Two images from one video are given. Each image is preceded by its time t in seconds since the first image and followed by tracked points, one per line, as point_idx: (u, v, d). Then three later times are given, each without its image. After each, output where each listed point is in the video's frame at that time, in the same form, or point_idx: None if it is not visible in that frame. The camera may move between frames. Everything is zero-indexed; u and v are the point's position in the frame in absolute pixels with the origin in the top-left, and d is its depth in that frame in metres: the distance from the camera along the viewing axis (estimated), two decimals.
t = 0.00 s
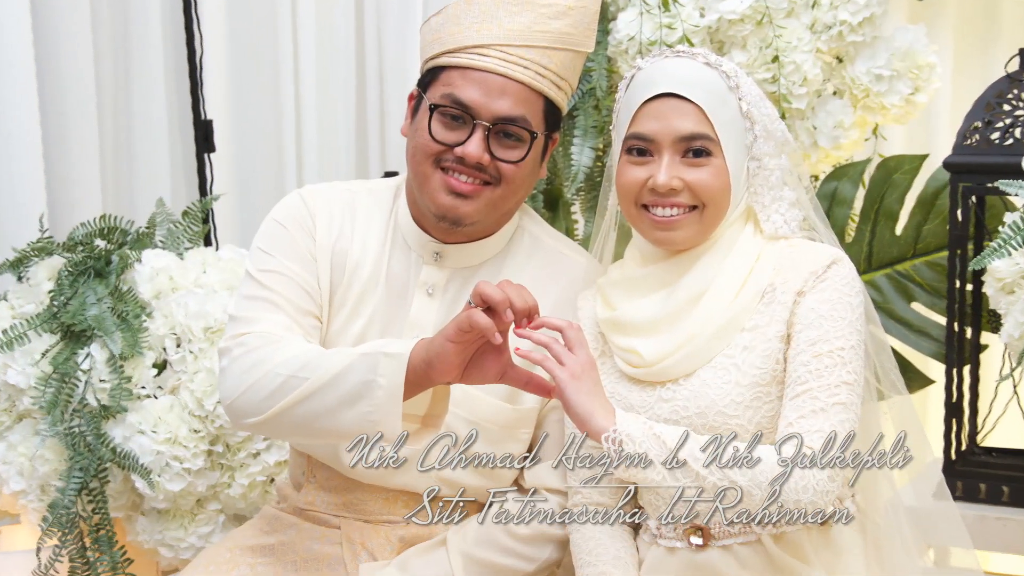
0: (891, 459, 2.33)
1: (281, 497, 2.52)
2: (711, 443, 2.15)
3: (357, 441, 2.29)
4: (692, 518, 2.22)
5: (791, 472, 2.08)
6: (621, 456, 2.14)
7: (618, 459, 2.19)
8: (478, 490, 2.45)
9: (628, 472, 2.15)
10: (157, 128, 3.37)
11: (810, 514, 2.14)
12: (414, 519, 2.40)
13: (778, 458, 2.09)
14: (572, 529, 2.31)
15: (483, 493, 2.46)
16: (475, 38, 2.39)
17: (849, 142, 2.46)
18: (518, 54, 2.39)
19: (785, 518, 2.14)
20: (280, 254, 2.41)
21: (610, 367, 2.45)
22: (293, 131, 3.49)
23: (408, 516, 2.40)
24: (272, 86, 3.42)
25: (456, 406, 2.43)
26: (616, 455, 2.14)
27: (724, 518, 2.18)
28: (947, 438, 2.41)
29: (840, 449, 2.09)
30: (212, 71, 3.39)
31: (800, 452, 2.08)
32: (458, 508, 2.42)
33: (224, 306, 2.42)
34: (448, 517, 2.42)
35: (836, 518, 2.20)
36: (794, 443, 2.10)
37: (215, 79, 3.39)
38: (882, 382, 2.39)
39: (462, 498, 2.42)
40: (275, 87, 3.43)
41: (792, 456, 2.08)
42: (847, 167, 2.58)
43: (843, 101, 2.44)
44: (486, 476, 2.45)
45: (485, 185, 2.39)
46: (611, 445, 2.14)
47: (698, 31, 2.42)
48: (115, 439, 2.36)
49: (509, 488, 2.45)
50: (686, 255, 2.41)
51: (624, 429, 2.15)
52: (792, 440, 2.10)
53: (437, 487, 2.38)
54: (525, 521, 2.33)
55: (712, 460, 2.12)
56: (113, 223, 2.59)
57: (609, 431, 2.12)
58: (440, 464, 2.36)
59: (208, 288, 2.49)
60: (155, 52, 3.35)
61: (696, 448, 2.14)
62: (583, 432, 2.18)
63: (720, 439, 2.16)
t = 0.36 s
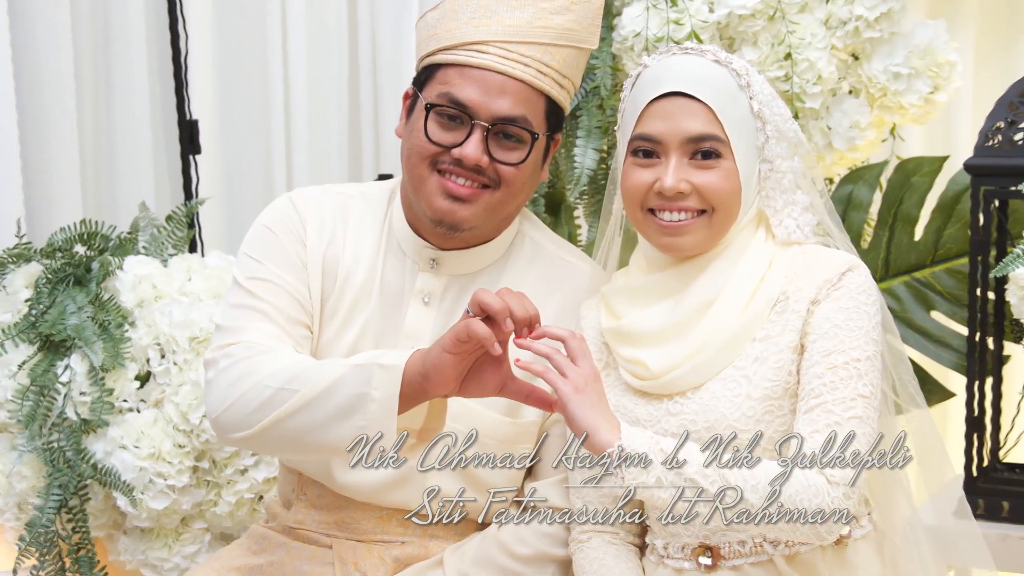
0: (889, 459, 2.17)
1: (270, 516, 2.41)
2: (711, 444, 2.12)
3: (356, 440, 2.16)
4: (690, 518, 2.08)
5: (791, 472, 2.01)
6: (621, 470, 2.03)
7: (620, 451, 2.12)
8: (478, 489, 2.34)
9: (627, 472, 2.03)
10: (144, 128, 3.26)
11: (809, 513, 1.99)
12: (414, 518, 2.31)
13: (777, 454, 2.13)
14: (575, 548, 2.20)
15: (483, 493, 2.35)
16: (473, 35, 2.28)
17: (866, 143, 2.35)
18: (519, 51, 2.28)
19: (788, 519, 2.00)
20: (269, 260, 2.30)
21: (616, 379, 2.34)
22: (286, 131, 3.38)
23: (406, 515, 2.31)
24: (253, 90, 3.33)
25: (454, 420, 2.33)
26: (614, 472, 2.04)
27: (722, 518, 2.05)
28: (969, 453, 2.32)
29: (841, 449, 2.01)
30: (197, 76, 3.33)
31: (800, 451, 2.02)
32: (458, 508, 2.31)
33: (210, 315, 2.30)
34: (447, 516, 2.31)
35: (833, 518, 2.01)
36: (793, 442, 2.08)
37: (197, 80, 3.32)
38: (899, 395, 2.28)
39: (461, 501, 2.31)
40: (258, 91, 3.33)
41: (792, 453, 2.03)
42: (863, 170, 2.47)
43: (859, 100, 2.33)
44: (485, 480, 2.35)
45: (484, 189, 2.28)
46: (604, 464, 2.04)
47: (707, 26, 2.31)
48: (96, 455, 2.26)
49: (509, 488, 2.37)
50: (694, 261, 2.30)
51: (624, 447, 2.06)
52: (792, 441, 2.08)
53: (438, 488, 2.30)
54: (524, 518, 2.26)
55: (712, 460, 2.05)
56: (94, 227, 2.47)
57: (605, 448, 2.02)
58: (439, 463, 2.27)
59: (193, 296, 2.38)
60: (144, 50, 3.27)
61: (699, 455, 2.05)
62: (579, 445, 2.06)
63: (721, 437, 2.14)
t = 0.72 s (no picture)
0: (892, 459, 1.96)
1: (259, 535, 2.31)
2: (711, 442, 2.06)
3: (356, 441, 2.05)
4: (689, 518, 1.94)
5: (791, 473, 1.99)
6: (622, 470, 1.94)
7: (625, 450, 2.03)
8: (478, 489, 2.24)
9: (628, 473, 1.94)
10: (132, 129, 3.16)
11: (810, 513, 1.89)
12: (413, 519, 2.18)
13: (778, 456, 2.04)
14: (577, 569, 2.10)
15: (484, 493, 2.24)
16: (472, 33, 2.18)
17: (882, 145, 2.25)
18: (519, 49, 2.18)
19: (789, 520, 1.90)
20: (258, 268, 2.20)
21: (621, 392, 2.24)
22: (280, 133, 3.28)
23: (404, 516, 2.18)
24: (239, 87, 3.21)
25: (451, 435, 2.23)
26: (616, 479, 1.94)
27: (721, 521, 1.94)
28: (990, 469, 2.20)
29: (840, 449, 1.92)
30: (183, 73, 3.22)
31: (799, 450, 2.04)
32: (458, 510, 2.19)
33: (196, 325, 2.20)
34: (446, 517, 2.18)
35: (833, 520, 1.89)
36: (794, 442, 2.05)
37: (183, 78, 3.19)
38: (917, 409, 2.18)
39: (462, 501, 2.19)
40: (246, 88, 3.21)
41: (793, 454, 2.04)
42: (879, 174, 2.37)
43: (875, 100, 2.23)
44: (486, 479, 2.24)
45: (483, 193, 2.18)
46: (603, 463, 1.94)
47: (716, 23, 2.21)
48: (77, 472, 2.15)
49: (509, 487, 2.26)
50: (702, 269, 2.20)
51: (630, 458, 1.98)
52: (794, 440, 2.04)
53: (437, 488, 2.19)
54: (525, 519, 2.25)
55: (713, 460, 2.04)
56: (74, 234, 2.39)
57: (605, 449, 1.93)
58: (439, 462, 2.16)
59: (178, 306, 2.28)
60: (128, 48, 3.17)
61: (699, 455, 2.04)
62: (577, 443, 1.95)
63: (721, 437, 2.06)
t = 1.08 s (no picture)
0: (890, 460, 1.82)
1: (248, 555, 2.21)
2: (710, 442, 2.00)
3: (357, 443, 1.96)
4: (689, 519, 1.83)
5: (791, 472, 1.95)
6: (622, 470, 1.87)
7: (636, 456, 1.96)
8: (478, 488, 2.16)
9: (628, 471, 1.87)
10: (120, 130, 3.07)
11: (810, 514, 1.79)
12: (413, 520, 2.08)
13: (777, 457, 1.96)
14: None
15: (483, 494, 2.16)
16: (470, 31, 2.09)
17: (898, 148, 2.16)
18: (520, 48, 2.09)
19: (788, 519, 1.79)
20: (247, 276, 2.11)
21: (625, 406, 2.15)
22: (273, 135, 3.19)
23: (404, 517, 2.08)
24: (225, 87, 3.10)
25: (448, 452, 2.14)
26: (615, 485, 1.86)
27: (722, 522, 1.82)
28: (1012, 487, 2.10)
29: (839, 449, 1.85)
30: (169, 73, 3.12)
31: (801, 453, 1.96)
32: (459, 508, 2.09)
33: (182, 336, 2.11)
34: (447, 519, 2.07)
35: (833, 520, 1.78)
36: (794, 443, 1.96)
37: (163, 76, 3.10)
38: (935, 423, 2.08)
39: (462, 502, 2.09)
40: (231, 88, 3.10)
41: (793, 455, 1.96)
42: (896, 178, 2.28)
43: (891, 101, 2.14)
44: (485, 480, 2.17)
45: (481, 199, 2.09)
46: (603, 464, 1.86)
47: (724, 21, 2.12)
48: (57, 489, 2.05)
49: (509, 487, 2.18)
50: (710, 278, 2.11)
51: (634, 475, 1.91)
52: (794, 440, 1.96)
53: (436, 489, 2.08)
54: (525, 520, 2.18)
55: (712, 460, 2.00)
56: (55, 242, 2.30)
57: (606, 449, 1.85)
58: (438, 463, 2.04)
59: (163, 316, 2.18)
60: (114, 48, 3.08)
61: (699, 455, 2.01)
62: (577, 443, 1.87)
63: (721, 437, 1.99)
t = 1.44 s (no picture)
0: (890, 460, 1.75)
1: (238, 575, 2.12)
2: (710, 442, 1.93)
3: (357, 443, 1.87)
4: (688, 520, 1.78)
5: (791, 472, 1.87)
6: (620, 471, 1.82)
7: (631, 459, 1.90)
8: (478, 488, 2.08)
9: (626, 472, 1.83)
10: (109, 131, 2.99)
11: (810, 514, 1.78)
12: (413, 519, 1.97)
13: (777, 457, 1.88)
14: None
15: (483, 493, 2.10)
16: (468, 29, 2.01)
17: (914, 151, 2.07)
18: (520, 47, 2.01)
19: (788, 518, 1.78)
20: (235, 285, 2.02)
21: (630, 420, 2.06)
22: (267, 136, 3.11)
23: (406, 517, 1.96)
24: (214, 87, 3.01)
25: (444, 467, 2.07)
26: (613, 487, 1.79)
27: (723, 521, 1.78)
28: None
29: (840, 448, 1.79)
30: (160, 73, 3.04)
31: (801, 453, 1.87)
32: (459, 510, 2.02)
33: (168, 348, 2.02)
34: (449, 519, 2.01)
35: (834, 519, 1.75)
36: (795, 442, 1.88)
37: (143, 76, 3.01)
38: (953, 439, 2.01)
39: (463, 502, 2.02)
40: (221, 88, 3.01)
41: (793, 456, 1.87)
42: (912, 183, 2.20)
43: (907, 103, 2.05)
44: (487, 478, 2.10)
45: (480, 204, 2.00)
46: (603, 464, 1.79)
47: (733, 20, 2.04)
48: (38, 508, 1.96)
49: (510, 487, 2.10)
50: (718, 287, 2.02)
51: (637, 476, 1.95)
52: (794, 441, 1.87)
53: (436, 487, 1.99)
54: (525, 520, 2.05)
55: (712, 460, 1.92)
56: (36, 250, 2.22)
57: (607, 449, 1.78)
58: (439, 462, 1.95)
59: (148, 326, 2.10)
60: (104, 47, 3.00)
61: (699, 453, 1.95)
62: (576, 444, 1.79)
63: (721, 437, 1.93)
